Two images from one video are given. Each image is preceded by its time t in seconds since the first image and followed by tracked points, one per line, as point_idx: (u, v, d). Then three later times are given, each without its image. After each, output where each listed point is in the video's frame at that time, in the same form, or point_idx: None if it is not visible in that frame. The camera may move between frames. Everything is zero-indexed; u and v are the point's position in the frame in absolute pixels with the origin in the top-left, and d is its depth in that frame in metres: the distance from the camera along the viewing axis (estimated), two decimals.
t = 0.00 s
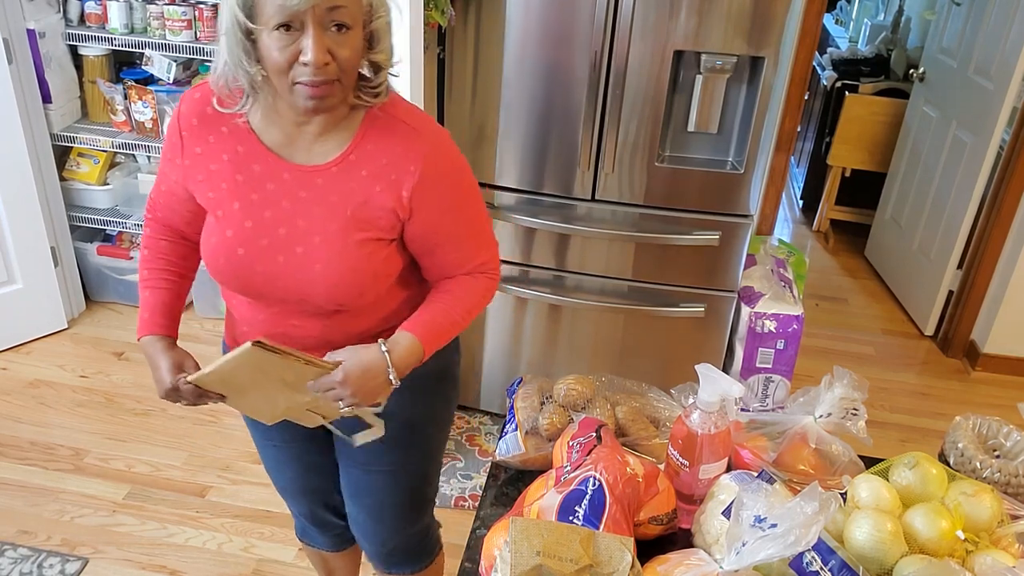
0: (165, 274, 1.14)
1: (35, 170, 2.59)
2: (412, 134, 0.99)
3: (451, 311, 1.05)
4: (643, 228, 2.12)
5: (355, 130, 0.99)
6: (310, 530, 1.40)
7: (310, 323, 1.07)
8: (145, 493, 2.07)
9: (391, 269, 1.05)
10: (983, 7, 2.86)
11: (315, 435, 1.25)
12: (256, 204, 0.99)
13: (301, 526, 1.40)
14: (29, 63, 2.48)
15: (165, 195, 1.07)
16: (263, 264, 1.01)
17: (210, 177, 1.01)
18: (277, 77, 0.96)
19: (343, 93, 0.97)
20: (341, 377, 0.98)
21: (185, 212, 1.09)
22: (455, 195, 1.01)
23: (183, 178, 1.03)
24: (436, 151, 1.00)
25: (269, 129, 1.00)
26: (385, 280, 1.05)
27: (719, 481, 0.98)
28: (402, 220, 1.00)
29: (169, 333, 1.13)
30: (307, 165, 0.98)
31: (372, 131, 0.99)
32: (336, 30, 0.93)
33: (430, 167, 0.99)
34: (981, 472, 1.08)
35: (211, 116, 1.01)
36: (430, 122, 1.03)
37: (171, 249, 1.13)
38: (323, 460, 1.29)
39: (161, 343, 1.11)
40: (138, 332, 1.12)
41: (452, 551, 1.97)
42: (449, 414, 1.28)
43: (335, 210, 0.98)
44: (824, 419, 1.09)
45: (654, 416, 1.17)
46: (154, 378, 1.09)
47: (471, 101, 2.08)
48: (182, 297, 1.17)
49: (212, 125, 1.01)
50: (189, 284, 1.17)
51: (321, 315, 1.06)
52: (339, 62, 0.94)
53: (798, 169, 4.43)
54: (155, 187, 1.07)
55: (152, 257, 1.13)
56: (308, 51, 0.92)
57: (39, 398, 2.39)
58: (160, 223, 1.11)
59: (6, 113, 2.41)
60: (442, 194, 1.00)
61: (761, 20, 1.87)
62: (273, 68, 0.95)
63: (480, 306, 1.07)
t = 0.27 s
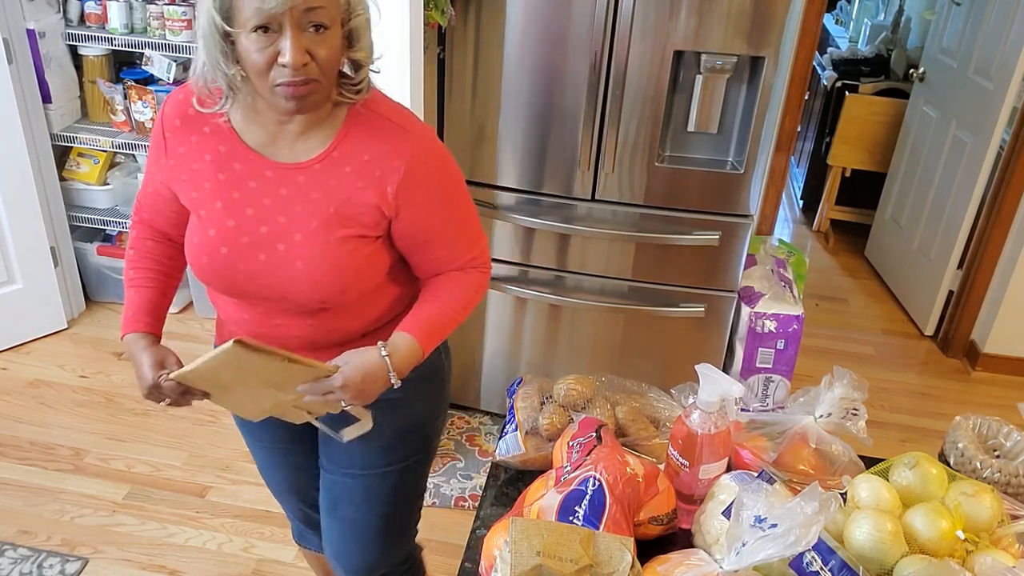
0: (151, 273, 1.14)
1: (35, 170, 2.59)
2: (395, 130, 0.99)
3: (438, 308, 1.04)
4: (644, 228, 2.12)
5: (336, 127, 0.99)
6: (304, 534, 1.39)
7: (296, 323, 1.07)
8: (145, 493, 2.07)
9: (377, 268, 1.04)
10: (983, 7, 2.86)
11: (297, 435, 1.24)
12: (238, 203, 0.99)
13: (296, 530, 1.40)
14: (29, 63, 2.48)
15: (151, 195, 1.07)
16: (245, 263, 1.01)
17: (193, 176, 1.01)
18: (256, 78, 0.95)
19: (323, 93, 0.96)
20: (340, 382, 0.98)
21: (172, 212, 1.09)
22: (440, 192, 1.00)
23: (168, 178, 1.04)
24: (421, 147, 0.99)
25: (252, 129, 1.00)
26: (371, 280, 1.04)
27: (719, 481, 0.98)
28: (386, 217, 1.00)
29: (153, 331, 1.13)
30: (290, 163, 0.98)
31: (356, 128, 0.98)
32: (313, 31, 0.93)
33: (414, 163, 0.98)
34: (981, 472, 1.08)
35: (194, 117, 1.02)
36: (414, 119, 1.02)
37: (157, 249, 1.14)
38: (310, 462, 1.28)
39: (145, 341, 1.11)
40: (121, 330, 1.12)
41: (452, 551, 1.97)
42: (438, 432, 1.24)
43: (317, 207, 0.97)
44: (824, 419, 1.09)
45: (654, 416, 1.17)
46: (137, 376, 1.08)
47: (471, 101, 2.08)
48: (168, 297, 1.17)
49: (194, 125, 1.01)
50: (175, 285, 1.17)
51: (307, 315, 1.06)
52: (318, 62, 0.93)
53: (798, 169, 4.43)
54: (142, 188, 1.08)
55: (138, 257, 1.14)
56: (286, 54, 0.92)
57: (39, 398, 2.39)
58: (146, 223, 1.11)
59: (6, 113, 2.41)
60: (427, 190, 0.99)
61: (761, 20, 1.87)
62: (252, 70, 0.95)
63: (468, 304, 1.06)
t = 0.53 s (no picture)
0: (142, 300, 1.08)
1: (35, 170, 2.59)
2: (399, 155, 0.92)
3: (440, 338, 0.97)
4: (644, 228, 2.12)
5: (333, 151, 0.92)
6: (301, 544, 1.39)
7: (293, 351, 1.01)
8: (145, 493, 2.07)
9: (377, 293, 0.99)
10: (983, 7, 2.86)
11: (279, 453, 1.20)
12: (231, 227, 0.93)
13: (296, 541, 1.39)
14: (29, 63, 2.49)
15: (147, 219, 1.03)
16: (237, 290, 0.95)
17: (185, 199, 0.96)
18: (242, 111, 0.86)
19: (320, 120, 0.88)
20: (327, 401, 0.90)
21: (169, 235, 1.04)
22: (442, 215, 0.93)
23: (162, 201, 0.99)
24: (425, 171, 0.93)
25: (246, 151, 0.93)
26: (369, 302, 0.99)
27: (719, 481, 0.98)
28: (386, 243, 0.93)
29: (142, 364, 1.06)
30: (284, 186, 0.91)
31: (360, 153, 0.91)
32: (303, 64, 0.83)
33: (419, 191, 0.92)
34: (981, 472, 1.08)
35: (188, 136, 0.96)
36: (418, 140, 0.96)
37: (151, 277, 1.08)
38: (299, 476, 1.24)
39: (132, 375, 1.04)
40: (110, 361, 1.05)
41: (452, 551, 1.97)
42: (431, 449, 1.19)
43: (313, 233, 0.91)
44: (824, 419, 1.09)
45: (654, 416, 1.17)
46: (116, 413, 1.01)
47: (471, 101, 2.08)
48: (161, 329, 1.11)
49: (189, 145, 0.95)
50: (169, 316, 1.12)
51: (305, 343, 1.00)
52: (308, 96, 0.85)
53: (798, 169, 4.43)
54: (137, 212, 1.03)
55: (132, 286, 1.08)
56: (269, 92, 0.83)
57: (39, 398, 2.39)
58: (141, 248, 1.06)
59: (6, 113, 2.41)
60: (432, 217, 0.93)
61: (761, 20, 1.87)
62: (238, 102, 0.85)
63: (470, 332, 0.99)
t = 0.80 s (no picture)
0: (143, 346, 1.05)
1: (35, 170, 2.59)
2: (407, 231, 0.84)
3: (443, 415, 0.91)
4: (643, 228, 2.13)
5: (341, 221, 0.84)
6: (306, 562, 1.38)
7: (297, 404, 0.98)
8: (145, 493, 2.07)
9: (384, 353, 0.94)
10: (983, 7, 2.86)
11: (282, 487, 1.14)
12: (233, 288, 0.89)
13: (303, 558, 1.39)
14: (29, 63, 2.49)
15: (148, 261, 0.99)
16: (240, 346, 0.92)
17: (187, 252, 0.92)
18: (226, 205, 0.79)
19: (310, 212, 0.80)
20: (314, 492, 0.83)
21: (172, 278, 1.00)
22: (454, 291, 0.87)
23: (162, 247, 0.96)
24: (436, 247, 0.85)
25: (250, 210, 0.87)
26: (380, 358, 0.95)
27: (719, 481, 0.98)
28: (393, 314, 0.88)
29: (144, 417, 1.03)
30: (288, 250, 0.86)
31: (363, 220, 0.84)
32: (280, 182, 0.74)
33: (426, 269, 0.85)
34: (981, 472, 1.08)
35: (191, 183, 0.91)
36: (437, 206, 0.88)
37: (152, 316, 1.05)
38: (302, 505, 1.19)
39: (131, 434, 1.01)
40: (110, 413, 1.03)
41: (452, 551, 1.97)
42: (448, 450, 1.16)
43: (316, 301, 0.87)
44: (824, 419, 1.09)
45: (654, 416, 1.17)
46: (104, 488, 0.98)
47: (471, 101, 2.08)
48: (163, 372, 1.08)
49: (191, 196, 0.91)
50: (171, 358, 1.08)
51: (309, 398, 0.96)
52: (289, 206, 0.77)
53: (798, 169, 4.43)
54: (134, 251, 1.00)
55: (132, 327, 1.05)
56: (245, 201, 0.75)
57: (39, 398, 2.39)
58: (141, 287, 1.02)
59: (6, 113, 2.41)
60: (440, 293, 0.86)
61: (761, 20, 1.87)
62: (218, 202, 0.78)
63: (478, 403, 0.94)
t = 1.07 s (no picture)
0: (163, 402, 1.04)
1: (35, 170, 2.59)
2: (389, 309, 0.74)
3: (435, 514, 0.83)
4: (643, 229, 2.13)
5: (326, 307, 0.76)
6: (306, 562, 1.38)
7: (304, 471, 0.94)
8: (145, 493, 2.07)
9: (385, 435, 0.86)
10: (983, 7, 2.86)
11: (291, 508, 1.12)
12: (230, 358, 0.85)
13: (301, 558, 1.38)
14: (28, 63, 2.48)
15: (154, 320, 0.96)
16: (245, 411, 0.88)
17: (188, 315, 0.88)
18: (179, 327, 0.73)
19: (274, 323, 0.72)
20: None
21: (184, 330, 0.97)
22: (442, 390, 0.76)
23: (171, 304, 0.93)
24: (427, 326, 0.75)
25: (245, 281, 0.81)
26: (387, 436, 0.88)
27: (719, 481, 0.98)
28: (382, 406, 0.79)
29: (175, 469, 1.07)
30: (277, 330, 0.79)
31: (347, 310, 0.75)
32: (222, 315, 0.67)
33: (410, 352, 0.75)
34: (981, 472, 1.08)
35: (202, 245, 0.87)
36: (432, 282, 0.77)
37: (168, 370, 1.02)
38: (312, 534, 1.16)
39: (165, 488, 1.07)
40: (143, 466, 1.07)
41: (452, 551, 1.97)
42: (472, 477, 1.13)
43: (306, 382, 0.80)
44: (824, 419, 1.09)
45: (654, 416, 1.16)
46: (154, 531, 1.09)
47: (471, 101, 2.08)
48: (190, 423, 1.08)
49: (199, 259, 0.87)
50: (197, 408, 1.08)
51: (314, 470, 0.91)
52: (238, 330, 0.69)
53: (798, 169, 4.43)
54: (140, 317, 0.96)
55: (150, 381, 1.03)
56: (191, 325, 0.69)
57: (39, 398, 2.39)
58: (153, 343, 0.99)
59: (6, 113, 2.41)
60: (429, 382, 0.76)
61: (761, 20, 1.87)
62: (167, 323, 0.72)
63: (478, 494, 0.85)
